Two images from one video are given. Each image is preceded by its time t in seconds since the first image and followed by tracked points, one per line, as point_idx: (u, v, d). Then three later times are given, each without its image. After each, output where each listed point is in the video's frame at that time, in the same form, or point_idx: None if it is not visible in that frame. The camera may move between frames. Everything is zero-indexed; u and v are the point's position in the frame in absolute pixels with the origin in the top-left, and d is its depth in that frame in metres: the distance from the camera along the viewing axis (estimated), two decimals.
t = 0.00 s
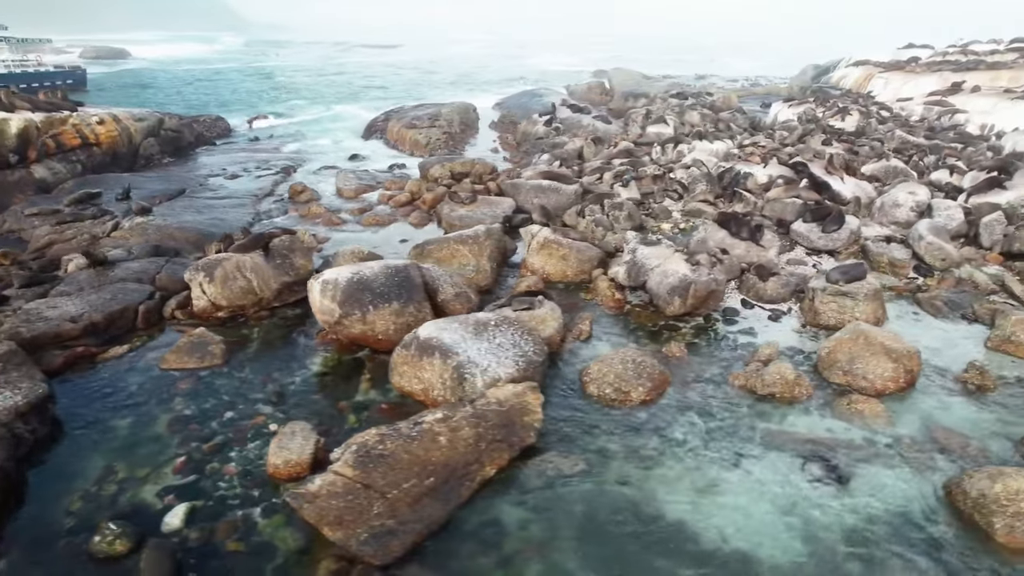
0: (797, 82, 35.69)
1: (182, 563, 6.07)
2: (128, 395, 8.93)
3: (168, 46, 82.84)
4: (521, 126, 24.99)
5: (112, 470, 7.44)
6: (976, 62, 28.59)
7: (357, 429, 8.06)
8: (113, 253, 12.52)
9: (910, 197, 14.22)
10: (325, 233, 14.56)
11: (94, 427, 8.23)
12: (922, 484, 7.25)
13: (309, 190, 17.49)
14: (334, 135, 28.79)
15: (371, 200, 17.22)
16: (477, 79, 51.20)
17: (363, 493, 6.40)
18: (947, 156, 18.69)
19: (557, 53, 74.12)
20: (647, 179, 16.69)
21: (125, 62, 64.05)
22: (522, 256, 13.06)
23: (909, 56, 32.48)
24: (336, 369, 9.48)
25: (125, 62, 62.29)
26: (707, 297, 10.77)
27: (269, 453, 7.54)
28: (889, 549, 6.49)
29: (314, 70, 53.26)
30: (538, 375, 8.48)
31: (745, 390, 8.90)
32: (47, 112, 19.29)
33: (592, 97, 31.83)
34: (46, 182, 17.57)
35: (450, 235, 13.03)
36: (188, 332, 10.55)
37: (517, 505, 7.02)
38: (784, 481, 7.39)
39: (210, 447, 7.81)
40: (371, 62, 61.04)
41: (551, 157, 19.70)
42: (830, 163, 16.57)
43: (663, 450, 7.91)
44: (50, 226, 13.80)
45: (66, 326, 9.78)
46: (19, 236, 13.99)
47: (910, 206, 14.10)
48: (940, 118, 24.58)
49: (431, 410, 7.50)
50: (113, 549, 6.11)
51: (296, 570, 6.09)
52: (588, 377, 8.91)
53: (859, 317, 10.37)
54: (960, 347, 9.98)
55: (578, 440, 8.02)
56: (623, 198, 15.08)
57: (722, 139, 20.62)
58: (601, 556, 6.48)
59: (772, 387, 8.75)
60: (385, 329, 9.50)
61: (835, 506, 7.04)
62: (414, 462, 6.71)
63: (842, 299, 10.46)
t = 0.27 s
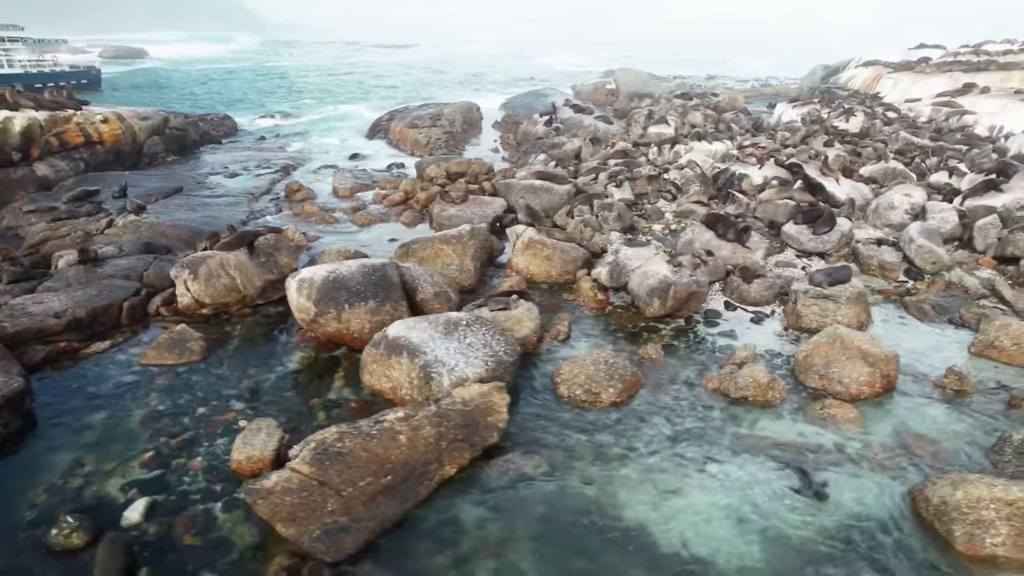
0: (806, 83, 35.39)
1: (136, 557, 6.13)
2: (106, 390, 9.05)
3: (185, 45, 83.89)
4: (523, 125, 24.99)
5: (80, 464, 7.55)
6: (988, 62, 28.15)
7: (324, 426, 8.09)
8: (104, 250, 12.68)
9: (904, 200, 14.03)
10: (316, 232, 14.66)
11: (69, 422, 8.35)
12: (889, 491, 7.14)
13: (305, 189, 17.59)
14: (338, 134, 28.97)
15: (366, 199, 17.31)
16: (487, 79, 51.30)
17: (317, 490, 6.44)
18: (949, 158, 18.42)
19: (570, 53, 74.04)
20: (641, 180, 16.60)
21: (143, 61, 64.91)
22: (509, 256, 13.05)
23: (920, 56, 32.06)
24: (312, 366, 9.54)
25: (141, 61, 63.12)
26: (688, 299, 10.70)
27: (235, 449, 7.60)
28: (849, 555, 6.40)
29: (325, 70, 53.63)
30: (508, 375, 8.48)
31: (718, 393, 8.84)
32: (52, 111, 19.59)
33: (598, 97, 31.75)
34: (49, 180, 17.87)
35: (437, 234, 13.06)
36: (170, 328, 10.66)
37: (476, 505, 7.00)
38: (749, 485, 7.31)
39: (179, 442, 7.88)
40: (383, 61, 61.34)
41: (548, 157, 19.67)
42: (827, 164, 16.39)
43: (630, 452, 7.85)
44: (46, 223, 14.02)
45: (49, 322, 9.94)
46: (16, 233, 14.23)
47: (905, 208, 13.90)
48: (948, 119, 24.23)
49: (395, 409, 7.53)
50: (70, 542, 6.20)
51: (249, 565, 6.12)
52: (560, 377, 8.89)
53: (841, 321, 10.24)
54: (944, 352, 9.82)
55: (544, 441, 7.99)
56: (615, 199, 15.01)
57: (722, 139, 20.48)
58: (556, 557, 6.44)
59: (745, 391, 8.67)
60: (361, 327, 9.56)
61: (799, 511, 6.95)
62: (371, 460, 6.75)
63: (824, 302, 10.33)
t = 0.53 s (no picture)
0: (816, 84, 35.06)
1: (92, 550, 6.23)
2: (86, 384, 9.18)
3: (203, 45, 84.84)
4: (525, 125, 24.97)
5: (51, 456, 7.67)
6: (1000, 62, 27.69)
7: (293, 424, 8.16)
8: (95, 247, 12.84)
9: (899, 202, 13.83)
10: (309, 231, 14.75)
11: (45, 415, 8.49)
12: (854, 497, 7.04)
13: (301, 188, 17.70)
14: (343, 133, 29.15)
15: (361, 198, 17.39)
16: (497, 78, 51.34)
17: (274, 486, 6.47)
18: (953, 160, 18.12)
19: (583, 53, 73.88)
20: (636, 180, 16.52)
21: (160, 61, 65.59)
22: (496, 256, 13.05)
23: (932, 57, 31.63)
24: (289, 364, 9.61)
25: (158, 61, 63.90)
26: (669, 301, 10.64)
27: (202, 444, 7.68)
28: (805, 561, 6.32)
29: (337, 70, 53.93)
30: (477, 376, 8.50)
31: (691, 396, 8.78)
32: (57, 110, 19.87)
33: (604, 97, 31.65)
34: (51, 177, 18.18)
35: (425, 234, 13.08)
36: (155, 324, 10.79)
37: (435, 504, 7.01)
38: (712, 490, 7.24)
39: (150, 436, 7.99)
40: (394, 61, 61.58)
41: (547, 158, 19.63)
42: (825, 165, 16.20)
43: (595, 455, 7.82)
44: (42, 220, 14.24)
45: (34, 317, 10.11)
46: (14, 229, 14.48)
47: (899, 211, 13.71)
48: (957, 121, 23.86)
49: (359, 407, 7.58)
50: (30, 535, 6.30)
51: (203, 560, 6.18)
52: (531, 378, 8.88)
53: (823, 324, 10.12)
54: (927, 357, 9.67)
55: (511, 442, 7.99)
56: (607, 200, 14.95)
57: (723, 140, 20.33)
58: (510, 559, 6.44)
59: (717, 394, 8.61)
60: (337, 326, 9.65)
61: (760, 515, 6.87)
62: (330, 458, 6.78)
63: (806, 305, 10.20)
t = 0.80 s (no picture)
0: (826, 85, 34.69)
1: (51, 542, 6.32)
2: (66, 378, 9.31)
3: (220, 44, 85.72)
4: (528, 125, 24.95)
5: (24, 449, 7.80)
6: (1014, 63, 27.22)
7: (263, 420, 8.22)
8: (88, 243, 13.02)
9: (895, 205, 13.62)
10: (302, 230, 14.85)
11: (24, 408, 8.63)
12: (816, 504, 6.96)
13: (298, 187, 17.84)
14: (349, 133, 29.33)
15: (357, 197, 17.49)
16: (508, 78, 51.37)
17: (231, 481, 6.53)
18: (957, 161, 17.82)
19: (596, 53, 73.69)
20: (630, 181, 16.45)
21: (178, 60, 66.33)
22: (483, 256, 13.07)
23: (945, 57, 31.17)
24: (266, 361, 9.69)
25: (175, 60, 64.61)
26: (649, 303, 10.59)
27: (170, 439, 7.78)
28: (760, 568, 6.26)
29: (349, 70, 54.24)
30: (447, 375, 8.52)
31: (663, 398, 8.73)
32: (63, 108, 20.18)
33: (611, 97, 31.55)
34: (55, 174, 18.48)
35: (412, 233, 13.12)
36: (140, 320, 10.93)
37: (394, 503, 7.02)
38: (674, 493, 7.19)
39: (122, 431, 8.10)
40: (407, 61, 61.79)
41: (545, 158, 19.60)
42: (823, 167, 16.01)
43: (561, 456, 7.79)
44: (41, 217, 14.48)
45: (20, 312, 10.29)
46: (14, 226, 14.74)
47: (894, 214, 13.50)
48: (967, 122, 23.41)
49: (324, 405, 7.65)
50: None
51: (159, 554, 6.25)
52: (503, 378, 8.88)
53: (803, 327, 10.00)
54: (909, 362, 9.51)
55: (477, 442, 7.99)
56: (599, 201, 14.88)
57: (723, 141, 20.17)
58: (464, 559, 6.43)
59: (688, 397, 8.55)
60: (314, 324, 9.74)
61: (720, 520, 6.81)
62: (290, 454, 6.85)
63: (786, 308, 10.10)
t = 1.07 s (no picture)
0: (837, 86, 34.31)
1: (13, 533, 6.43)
2: (49, 372, 9.46)
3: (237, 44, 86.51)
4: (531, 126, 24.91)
5: None
6: None
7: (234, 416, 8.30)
8: (82, 240, 13.22)
9: (889, 207, 13.37)
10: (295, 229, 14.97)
11: (5, 400, 8.79)
12: (778, 508, 6.90)
13: (296, 185, 17.98)
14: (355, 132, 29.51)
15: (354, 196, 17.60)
16: (519, 78, 51.35)
17: (191, 476, 6.59)
18: (961, 164, 17.52)
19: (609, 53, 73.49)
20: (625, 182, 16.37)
21: (196, 60, 67.07)
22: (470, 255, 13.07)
23: (957, 58, 30.70)
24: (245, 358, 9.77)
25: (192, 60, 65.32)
26: (630, 304, 10.54)
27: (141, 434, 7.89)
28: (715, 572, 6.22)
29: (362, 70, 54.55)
30: (418, 375, 8.56)
31: (635, 400, 8.69)
32: (67, 105, 20.36)
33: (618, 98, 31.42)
34: (60, 172, 18.77)
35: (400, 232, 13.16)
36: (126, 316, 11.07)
37: (356, 500, 7.05)
38: (636, 495, 7.16)
39: (97, 425, 8.21)
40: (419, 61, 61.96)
41: (543, 158, 19.58)
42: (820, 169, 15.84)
43: (526, 457, 7.78)
44: (40, 213, 14.73)
45: (8, 307, 10.48)
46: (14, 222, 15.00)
47: (889, 216, 13.23)
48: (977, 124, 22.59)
49: (292, 402, 7.72)
50: None
51: (117, 547, 6.33)
52: (475, 378, 8.88)
53: (784, 330, 9.91)
54: (889, 367, 9.39)
55: (445, 441, 8.01)
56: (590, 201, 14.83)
57: (723, 142, 20.02)
58: (419, 557, 6.45)
59: (659, 399, 8.51)
60: (293, 322, 9.82)
61: (680, 523, 6.77)
62: (251, 450, 6.91)
63: (767, 311, 10.01)
